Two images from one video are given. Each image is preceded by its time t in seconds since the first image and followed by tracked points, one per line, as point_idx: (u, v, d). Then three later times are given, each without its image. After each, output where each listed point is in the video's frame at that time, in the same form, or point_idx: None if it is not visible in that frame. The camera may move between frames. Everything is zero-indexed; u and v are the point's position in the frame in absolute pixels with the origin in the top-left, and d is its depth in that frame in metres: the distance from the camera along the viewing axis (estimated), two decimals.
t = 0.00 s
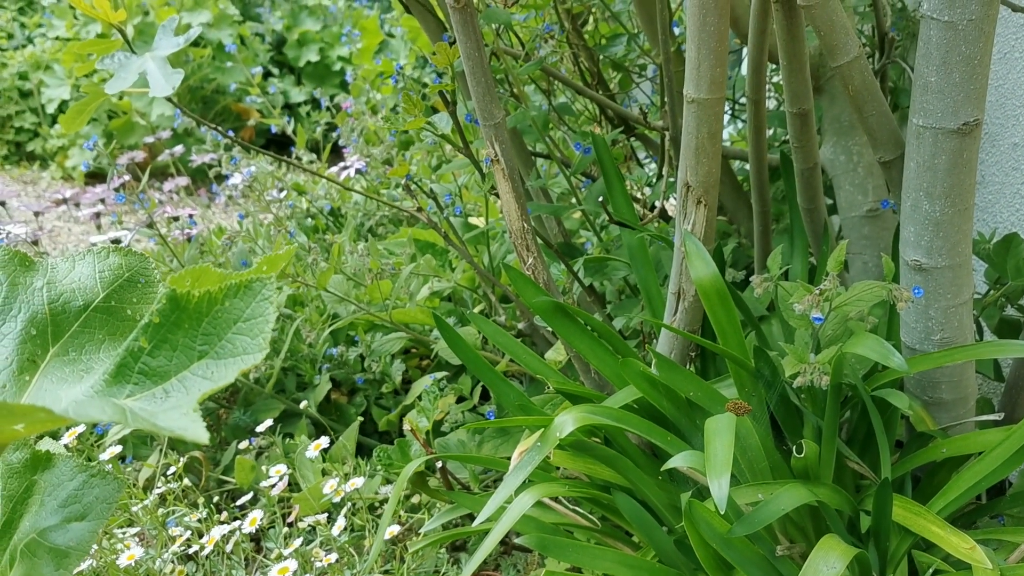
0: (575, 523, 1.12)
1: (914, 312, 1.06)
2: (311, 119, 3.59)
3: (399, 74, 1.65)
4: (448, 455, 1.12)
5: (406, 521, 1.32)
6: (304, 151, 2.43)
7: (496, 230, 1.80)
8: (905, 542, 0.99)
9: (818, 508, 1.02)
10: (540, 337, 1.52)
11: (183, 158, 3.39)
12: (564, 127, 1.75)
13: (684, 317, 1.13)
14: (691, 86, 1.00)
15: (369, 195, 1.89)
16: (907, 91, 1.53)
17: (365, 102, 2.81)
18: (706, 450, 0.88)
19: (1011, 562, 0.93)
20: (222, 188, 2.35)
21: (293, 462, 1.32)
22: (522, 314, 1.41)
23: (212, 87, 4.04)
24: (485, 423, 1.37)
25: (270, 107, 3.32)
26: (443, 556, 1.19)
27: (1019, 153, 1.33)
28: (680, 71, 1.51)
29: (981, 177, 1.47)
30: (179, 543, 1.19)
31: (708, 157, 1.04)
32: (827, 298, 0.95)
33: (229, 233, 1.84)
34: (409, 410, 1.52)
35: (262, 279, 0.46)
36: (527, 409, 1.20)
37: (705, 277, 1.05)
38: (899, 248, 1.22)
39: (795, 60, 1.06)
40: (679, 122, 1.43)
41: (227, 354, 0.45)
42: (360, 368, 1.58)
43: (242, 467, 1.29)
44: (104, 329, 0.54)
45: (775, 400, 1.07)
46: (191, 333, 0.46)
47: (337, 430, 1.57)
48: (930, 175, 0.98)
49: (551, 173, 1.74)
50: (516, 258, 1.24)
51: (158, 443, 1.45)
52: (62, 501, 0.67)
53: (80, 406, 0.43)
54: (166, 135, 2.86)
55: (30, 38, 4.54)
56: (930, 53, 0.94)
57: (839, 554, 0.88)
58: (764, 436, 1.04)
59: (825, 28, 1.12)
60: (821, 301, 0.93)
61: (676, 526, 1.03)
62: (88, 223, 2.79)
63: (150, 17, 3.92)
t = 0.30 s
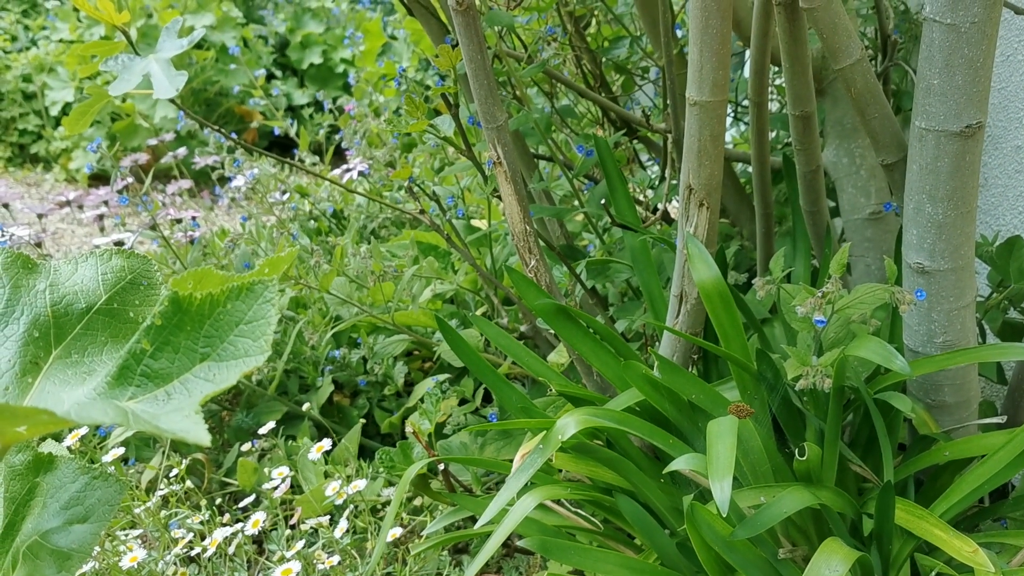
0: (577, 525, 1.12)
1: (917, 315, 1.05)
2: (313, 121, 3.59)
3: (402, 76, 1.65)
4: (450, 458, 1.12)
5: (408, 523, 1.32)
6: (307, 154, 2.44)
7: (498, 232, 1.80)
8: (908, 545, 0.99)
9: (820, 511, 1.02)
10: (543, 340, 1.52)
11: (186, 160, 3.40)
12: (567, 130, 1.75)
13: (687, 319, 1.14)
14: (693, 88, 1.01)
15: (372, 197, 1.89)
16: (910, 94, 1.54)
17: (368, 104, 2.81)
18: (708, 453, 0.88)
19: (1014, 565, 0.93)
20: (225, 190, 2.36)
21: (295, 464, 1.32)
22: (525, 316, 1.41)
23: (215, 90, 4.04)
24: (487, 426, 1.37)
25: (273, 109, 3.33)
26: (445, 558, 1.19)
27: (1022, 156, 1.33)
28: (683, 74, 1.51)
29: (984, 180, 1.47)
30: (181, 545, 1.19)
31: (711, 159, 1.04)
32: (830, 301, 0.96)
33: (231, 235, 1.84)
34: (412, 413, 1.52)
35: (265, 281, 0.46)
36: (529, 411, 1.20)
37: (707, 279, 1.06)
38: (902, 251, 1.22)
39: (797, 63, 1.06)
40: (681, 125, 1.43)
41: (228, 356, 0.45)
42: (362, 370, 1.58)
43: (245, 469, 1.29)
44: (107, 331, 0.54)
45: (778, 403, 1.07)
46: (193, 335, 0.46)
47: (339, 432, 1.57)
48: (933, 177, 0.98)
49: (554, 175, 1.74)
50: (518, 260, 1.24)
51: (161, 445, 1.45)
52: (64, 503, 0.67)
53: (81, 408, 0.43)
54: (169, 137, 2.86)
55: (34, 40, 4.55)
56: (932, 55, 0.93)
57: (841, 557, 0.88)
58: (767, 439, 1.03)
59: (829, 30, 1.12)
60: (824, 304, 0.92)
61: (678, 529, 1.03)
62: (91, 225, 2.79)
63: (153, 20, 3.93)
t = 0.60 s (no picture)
0: (579, 527, 1.12)
1: (919, 317, 1.05)
2: (314, 122, 3.60)
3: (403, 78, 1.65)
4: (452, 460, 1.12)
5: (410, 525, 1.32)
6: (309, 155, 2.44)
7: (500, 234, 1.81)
8: (911, 548, 0.99)
9: (823, 514, 1.02)
10: (545, 342, 1.53)
11: (188, 161, 3.41)
12: (568, 131, 1.75)
13: (689, 321, 1.14)
14: (695, 91, 1.01)
15: (374, 199, 1.89)
16: (912, 95, 1.53)
17: (370, 105, 2.82)
18: (710, 455, 0.87)
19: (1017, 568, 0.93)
20: (226, 192, 2.36)
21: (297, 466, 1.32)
22: (527, 318, 1.41)
23: (217, 91, 4.05)
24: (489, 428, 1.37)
25: (274, 110, 3.33)
26: (447, 560, 1.20)
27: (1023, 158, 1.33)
28: (684, 75, 1.51)
29: (986, 182, 1.47)
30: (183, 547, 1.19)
31: (713, 161, 1.04)
32: (832, 303, 0.95)
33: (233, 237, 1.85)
34: (414, 415, 1.53)
35: (268, 285, 0.47)
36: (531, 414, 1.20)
37: (709, 281, 1.06)
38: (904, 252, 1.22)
39: (799, 64, 1.06)
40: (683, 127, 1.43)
41: (232, 360, 0.45)
42: (364, 372, 1.59)
43: (247, 471, 1.29)
44: (110, 338, 0.52)
45: (780, 405, 1.07)
46: (197, 339, 0.46)
47: (341, 434, 1.57)
48: (935, 180, 0.97)
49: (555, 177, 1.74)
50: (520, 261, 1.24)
51: (163, 447, 1.45)
52: (67, 507, 0.68)
53: (85, 413, 0.43)
54: (172, 139, 2.87)
55: (36, 42, 4.56)
56: (935, 58, 0.94)
57: (843, 560, 0.88)
58: (769, 441, 1.03)
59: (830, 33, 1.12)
60: (826, 306, 0.92)
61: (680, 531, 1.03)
62: (93, 227, 2.80)
63: (155, 21, 3.94)
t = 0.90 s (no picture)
0: (584, 536, 1.12)
1: (924, 325, 1.05)
2: (317, 126, 3.60)
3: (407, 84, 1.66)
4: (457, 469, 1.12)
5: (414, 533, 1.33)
6: (311, 160, 2.45)
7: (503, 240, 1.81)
8: (916, 557, 0.99)
9: (828, 523, 1.02)
10: (549, 349, 1.55)
11: (190, 165, 3.41)
12: (571, 137, 1.75)
13: (693, 329, 1.15)
14: (700, 100, 1.01)
15: (377, 204, 1.90)
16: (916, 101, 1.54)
17: (373, 110, 2.82)
18: (717, 465, 0.87)
19: None
20: (229, 196, 2.36)
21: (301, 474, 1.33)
22: (531, 325, 1.42)
23: (218, 94, 4.05)
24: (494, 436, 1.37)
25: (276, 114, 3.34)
26: (452, 569, 1.20)
27: None
28: (688, 82, 1.51)
29: (990, 188, 1.47)
30: (188, 556, 1.20)
31: (718, 170, 1.04)
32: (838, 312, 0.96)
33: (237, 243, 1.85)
34: (418, 421, 1.53)
35: (280, 306, 0.46)
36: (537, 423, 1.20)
37: (714, 290, 1.06)
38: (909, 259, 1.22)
39: (804, 73, 1.06)
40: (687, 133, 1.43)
41: (244, 382, 0.45)
42: (368, 378, 1.59)
43: (252, 478, 1.29)
44: (122, 356, 0.53)
45: (784, 414, 1.07)
46: (209, 360, 0.46)
47: (345, 441, 1.58)
48: (941, 189, 0.98)
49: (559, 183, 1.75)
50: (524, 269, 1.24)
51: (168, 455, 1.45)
52: (79, 526, 0.67)
53: (98, 436, 0.43)
54: (174, 144, 2.87)
55: (37, 45, 4.56)
56: (940, 67, 0.94)
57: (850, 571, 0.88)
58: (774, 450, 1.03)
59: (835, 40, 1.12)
60: (832, 316, 0.92)
61: (686, 540, 1.03)
62: (96, 232, 2.80)
63: (156, 24, 3.94)
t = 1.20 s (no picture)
0: (600, 543, 1.12)
1: (940, 332, 1.05)
2: (321, 128, 3.61)
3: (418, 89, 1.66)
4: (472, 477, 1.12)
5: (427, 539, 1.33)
6: (318, 163, 2.45)
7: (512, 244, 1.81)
8: (935, 566, 0.99)
9: (846, 532, 1.01)
10: (559, 354, 1.55)
11: (194, 167, 3.41)
12: (580, 141, 1.76)
13: (708, 336, 1.14)
14: (717, 107, 1.01)
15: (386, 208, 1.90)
16: (927, 105, 1.53)
17: (378, 112, 2.82)
18: (737, 475, 0.87)
19: None
20: (236, 200, 2.37)
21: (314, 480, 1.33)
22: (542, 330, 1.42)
23: (222, 96, 4.05)
24: (507, 442, 1.37)
25: (281, 116, 3.34)
26: None
27: None
28: (699, 87, 1.51)
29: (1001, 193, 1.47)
30: (202, 563, 1.20)
31: (734, 178, 1.04)
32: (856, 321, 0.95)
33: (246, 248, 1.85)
34: (429, 426, 1.53)
35: (316, 324, 0.45)
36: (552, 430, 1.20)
37: (730, 297, 1.06)
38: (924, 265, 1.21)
39: (821, 80, 1.05)
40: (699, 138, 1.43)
41: (280, 400, 0.45)
42: (378, 383, 1.59)
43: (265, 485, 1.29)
44: (152, 371, 0.51)
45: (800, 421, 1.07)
46: (244, 379, 0.45)
47: (355, 446, 1.58)
48: (959, 196, 0.97)
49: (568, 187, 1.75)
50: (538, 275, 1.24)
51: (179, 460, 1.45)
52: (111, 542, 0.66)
53: (136, 456, 0.43)
54: (180, 147, 2.87)
55: (40, 46, 4.56)
56: (959, 75, 0.94)
57: None
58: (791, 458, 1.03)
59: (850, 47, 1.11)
60: (851, 324, 0.92)
61: (703, 549, 1.02)
62: (102, 235, 2.80)
63: (160, 26, 3.94)
